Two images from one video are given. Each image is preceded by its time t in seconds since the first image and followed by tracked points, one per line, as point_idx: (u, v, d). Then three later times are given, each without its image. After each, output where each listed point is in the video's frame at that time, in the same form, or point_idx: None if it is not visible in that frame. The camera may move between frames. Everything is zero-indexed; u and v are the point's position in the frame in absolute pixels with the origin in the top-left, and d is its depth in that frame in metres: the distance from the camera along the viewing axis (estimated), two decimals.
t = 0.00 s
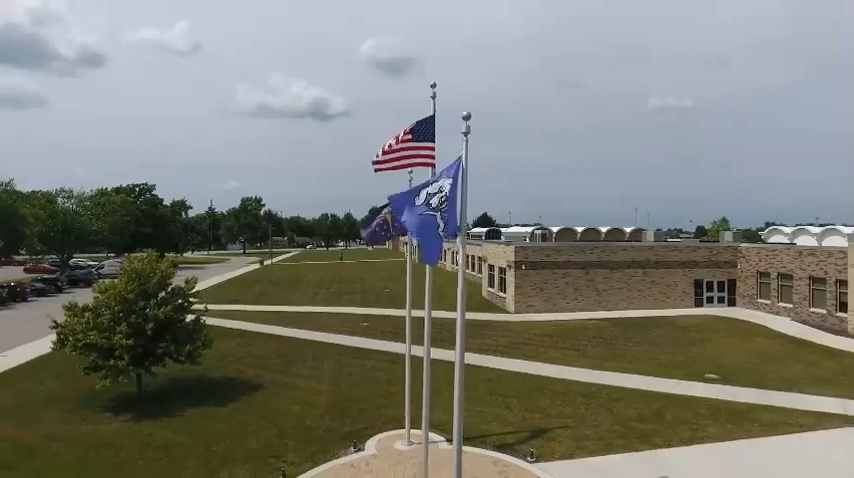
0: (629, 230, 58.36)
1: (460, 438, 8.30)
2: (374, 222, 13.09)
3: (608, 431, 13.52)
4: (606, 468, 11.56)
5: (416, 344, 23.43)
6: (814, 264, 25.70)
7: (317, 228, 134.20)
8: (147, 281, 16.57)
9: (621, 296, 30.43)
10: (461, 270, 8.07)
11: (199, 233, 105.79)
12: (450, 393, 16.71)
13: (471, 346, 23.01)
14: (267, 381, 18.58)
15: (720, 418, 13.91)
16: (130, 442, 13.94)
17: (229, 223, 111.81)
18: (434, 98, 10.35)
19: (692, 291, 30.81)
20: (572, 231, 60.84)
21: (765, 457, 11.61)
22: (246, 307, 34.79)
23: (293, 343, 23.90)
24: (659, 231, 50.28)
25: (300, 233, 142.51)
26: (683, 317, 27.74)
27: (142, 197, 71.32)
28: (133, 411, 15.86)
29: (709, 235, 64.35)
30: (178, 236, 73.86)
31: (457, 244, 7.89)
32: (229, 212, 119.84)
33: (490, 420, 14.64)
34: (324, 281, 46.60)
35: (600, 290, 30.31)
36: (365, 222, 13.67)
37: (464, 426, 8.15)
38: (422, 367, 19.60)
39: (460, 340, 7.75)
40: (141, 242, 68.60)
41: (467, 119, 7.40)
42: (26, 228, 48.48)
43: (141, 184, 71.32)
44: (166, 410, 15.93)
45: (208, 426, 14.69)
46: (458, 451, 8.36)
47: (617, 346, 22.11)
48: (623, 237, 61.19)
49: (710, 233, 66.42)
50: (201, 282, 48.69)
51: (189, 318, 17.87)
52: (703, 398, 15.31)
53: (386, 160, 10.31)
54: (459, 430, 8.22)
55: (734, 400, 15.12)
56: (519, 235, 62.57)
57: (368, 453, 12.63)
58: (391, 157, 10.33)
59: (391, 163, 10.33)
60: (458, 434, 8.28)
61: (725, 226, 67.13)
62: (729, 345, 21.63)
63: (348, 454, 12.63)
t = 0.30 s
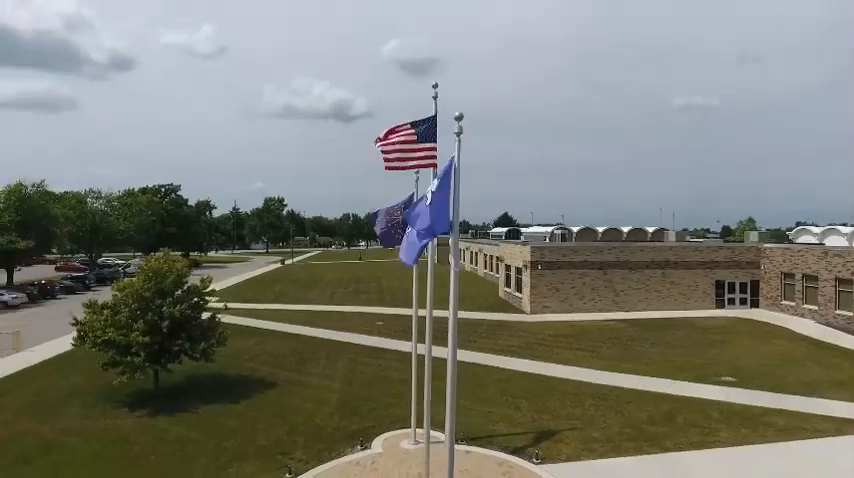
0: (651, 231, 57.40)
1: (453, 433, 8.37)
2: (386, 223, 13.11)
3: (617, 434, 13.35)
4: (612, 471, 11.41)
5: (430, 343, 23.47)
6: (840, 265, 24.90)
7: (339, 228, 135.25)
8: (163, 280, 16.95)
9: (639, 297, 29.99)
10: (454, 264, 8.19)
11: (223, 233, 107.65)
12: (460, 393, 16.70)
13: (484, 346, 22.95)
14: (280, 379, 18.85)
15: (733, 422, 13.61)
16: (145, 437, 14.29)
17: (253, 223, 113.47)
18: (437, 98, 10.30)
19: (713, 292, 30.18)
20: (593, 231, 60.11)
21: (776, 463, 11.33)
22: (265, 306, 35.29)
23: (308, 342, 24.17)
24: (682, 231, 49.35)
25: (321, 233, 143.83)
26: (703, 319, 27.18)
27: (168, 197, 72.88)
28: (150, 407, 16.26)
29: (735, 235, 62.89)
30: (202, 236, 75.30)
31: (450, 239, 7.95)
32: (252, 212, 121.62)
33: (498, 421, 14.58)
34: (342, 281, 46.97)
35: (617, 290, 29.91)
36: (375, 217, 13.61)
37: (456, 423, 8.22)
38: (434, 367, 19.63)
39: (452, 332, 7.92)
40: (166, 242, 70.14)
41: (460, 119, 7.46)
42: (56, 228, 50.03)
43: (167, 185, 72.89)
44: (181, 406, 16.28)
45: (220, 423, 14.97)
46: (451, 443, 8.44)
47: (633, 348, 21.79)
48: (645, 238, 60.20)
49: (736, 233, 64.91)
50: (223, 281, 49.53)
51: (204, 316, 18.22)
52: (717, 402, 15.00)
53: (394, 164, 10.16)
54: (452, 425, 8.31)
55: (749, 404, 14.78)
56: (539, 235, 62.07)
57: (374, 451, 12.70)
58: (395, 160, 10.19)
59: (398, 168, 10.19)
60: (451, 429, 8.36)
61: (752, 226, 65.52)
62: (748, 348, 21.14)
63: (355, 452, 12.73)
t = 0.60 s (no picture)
0: (668, 231, 56.67)
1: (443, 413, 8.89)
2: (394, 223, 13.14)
3: (622, 435, 13.22)
4: (615, 473, 11.29)
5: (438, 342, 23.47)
6: None
7: (354, 228, 135.92)
8: (174, 279, 17.23)
9: (652, 298, 29.62)
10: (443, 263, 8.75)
11: (240, 233, 108.81)
12: (466, 393, 16.71)
13: (492, 346, 22.91)
14: (288, 377, 19.05)
15: (741, 425, 13.39)
16: (154, 433, 14.56)
17: (269, 223, 114.60)
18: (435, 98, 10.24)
19: (728, 293, 29.69)
20: (608, 231, 59.42)
21: (784, 467, 11.11)
22: (278, 305, 35.63)
23: (318, 341, 24.39)
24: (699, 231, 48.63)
25: (337, 233, 144.68)
26: (718, 320, 26.76)
27: (185, 198, 73.94)
28: (160, 403, 16.57)
29: (754, 235, 61.77)
30: (218, 236, 76.31)
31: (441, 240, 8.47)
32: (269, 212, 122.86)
33: (502, 421, 14.56)
34: (355, 281, 47.19)
35: (630, 291, 29.60)
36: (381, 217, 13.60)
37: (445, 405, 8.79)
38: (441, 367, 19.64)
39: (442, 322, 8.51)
40: (184, 242, 71.27)
41: (451, 121, 7.85)
42: (76, 228, 51.07)
43: (185, 185, 73.99)
44: (190, 403, 16.58)
45: (227, 420, 15.19)
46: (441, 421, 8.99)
47: (643, 349, 21.56)
48: (661, 238, 59.44)
49: (755, 232, 63.75)
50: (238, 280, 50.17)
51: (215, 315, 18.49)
52: (726, 405, 14.77)
53: (393, 167, 10.13)
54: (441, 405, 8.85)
55: (758, 407, 14.53)
56: (553, 235, 61.58)
57: (376, 450, 12.75)
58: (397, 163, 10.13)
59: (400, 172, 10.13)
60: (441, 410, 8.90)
61: (772, 226, 64.30)
62: (762, 350, 20.76)
63: (357, 450, 12.80)
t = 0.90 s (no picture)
0: (689, 231, 55.68)
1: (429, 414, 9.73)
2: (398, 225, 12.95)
3: (627, 438, 13.06)
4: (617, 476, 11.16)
5: (449, 342, 23.48)
6: None
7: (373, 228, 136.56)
8: (186, 278, 17.56)
9: (668, 299, 29.17)
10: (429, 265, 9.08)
11: (260, 232, 110.25)
12: (473, 394, 16.69)
13: (503, 346, 22.83)
14: (297, 375, 19.27)
15: (751, 430, 13.11)
16: (164, 428, 14.87)
17: (289, 223, 115.90)
18: (432, 97, 10.06)
19: (747, 294, 29.07)
20: (627, 231, 58.55)
21: (791, 473, 10.84)
22: (294, 304, 36.03)
23: (330, 339, 24.61)
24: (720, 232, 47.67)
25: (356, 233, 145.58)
26: (735, 322, 26.23)
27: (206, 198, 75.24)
28: (172, 399, 16.95)
29: (780, 235, 60.26)
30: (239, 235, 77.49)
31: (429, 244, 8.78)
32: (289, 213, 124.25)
33: (506, 421, 14.52)
34: (371, 281, 47.44)
35: (645, 292, 29.19)
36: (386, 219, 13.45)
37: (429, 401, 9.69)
38: (448, 367, 19.65)
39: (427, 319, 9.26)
40: (205, 241, 72.53)
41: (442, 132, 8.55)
42: (101, 227, 52.33)
43: (206, 186, 75.28)
44: (201, 399, 16.92)
45: (235, 417, 15.44)
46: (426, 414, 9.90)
47: (656, 351, 21.24)
48: (682, 238, 58.41)
49: (780, 232, 62.22)
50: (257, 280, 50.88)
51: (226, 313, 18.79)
52: (736, 409, 14.47)
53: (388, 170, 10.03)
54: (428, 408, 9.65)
55: (770, 412, 14.20)
56: (571, 235, 60.98)
57: (379, 449, 12.82)
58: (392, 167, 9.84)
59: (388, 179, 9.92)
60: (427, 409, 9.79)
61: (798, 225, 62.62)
62: (779, 353, 20.28)
63: (360, 449, 12.89)
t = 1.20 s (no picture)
0: (712, 231, 54.50)
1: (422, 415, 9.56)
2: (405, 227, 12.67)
3: (634, 441, 12.89)
4: None
5: (461, 342, 23.48)
6: None
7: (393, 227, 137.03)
8: (199, 277, 17.91)
9: (687, 301, 28.64)
10: (424, 267, 9.11)
11: (282, 232, 111.80)
12: (482, 394, 16.65)
13: (516, 347, 22.72)
14: (309, 374, 19.50)
15: (763, 435, 12.81)
16: (177, 424, 15.20)
17: (310, 223, 117.09)
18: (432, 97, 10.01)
19: (769, 296, 28.39)
20: (648, 231, 57.57)
21: None
22: (311, 304, 36.40)
23: (343, 338, 24.83)
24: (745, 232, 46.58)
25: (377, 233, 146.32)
26: (756, 324, 25.62)
27: (229, 199, 76.54)
28: (186, 395, 17.32)
29: (809, 234, 58.51)
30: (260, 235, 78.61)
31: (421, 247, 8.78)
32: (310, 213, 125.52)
33: (513, 422, 14.46)
34: (389, 281, 47.67)
35: (663, 293, 28.71)
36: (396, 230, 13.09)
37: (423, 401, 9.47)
38: (459, 367, 19.67)
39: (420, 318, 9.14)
40: (228, 241, 73.80)
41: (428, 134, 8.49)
42: (126, 227, 53.62)
43: (228, 187, 76.59)
44: (213, 396, 17.26)
45: (246, 414, 15.70)
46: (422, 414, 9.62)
47: (671, 353, 20.89)
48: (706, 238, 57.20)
49: (809, 232, 60.42)
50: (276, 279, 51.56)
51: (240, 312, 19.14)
52: (750, 413, 14.14)
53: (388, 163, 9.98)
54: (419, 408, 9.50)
55: (784, 416, 13.85)
56: (591, 235, 60.24)
57: (383, 447, 12.88)
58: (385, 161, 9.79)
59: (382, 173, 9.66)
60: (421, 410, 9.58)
61: (829, 225, 60.73)
62: (799, 356, 19.74)
63: (365, 448, 12.98)
